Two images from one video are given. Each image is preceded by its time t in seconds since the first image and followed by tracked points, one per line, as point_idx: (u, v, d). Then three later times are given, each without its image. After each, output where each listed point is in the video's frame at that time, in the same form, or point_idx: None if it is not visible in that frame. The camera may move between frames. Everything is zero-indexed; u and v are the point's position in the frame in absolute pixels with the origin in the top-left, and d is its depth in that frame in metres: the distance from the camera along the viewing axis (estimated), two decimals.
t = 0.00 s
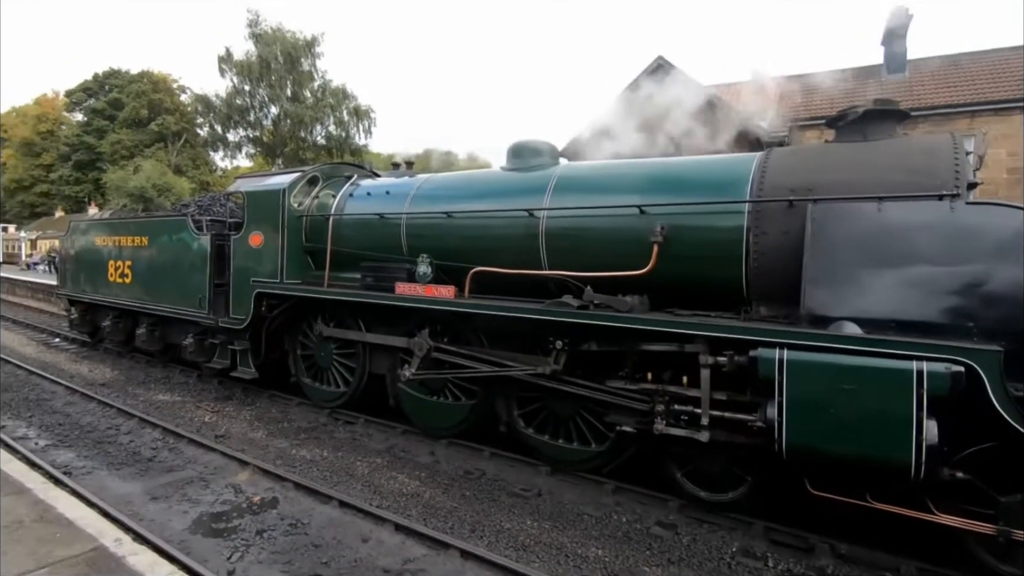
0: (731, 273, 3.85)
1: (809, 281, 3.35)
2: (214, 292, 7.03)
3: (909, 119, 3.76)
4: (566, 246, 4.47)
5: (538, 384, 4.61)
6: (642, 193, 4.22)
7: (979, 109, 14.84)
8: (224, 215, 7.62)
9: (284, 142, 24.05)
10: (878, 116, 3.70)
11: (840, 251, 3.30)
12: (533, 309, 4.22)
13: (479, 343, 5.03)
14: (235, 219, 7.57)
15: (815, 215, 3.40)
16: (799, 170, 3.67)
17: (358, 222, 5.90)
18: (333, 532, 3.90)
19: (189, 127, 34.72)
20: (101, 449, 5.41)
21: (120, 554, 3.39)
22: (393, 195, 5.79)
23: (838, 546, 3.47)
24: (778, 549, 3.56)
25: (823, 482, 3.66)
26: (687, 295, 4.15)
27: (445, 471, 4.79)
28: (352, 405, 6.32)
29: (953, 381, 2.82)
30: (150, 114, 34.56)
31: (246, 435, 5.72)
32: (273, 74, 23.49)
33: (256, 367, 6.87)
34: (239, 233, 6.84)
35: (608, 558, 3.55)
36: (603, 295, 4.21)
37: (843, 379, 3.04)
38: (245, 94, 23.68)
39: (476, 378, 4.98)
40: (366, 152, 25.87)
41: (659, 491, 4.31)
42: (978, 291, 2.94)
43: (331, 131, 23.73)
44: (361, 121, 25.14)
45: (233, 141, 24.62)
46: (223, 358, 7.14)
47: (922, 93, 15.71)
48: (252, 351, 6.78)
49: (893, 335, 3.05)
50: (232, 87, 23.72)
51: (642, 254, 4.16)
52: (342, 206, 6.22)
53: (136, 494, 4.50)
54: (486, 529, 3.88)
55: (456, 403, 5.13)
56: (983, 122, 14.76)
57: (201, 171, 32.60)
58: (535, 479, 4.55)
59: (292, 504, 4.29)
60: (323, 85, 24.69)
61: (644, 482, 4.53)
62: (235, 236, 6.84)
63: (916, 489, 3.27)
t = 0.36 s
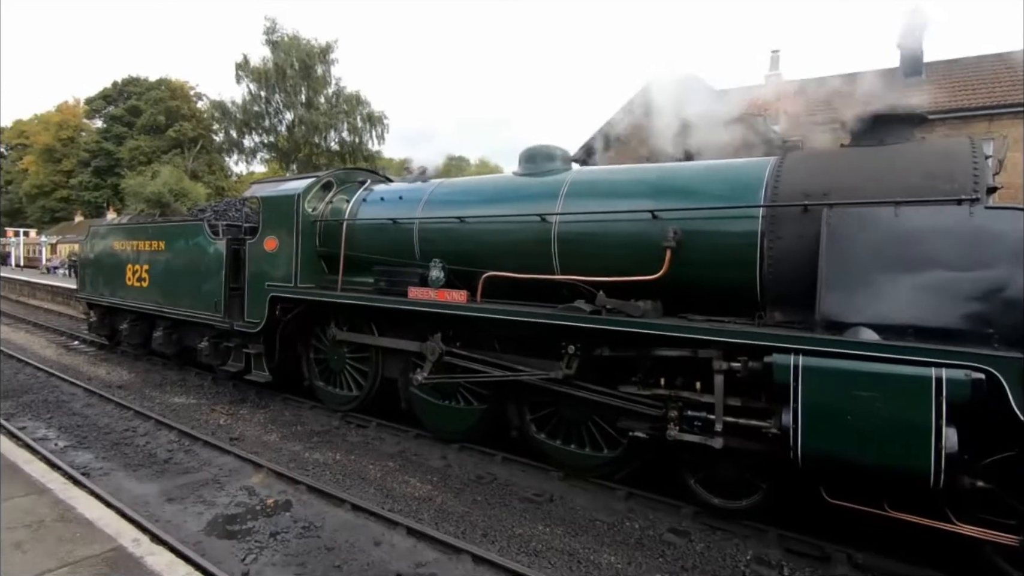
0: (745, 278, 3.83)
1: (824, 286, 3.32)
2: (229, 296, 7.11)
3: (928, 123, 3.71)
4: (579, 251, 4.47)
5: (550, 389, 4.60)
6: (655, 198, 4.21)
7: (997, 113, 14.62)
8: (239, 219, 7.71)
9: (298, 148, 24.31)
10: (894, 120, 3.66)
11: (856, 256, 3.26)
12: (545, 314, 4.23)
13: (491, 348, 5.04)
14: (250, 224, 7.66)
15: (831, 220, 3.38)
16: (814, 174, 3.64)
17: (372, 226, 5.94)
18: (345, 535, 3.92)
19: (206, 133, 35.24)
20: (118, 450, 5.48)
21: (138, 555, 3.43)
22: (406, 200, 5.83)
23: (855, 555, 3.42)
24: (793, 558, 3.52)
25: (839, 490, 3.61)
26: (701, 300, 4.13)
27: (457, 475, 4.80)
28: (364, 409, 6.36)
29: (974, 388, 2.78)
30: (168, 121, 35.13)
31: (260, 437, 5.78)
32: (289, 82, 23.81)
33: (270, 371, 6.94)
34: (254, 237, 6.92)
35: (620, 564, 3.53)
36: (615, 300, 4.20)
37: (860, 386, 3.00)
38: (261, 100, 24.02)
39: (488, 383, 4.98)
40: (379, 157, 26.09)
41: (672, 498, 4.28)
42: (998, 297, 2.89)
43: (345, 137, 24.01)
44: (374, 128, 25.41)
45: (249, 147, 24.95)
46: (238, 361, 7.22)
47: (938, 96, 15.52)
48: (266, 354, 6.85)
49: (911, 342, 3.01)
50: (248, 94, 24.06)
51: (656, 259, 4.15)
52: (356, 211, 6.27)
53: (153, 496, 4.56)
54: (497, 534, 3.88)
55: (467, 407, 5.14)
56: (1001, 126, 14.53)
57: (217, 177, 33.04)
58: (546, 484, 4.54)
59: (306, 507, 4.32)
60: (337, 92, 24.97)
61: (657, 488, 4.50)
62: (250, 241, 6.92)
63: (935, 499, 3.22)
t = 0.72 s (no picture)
0: (758, 281, 3.80)
1: (839, 289, 3.29)
2: (243, 298, 7.19)
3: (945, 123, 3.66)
4: (590, 254, 4.47)
5: (562, 392, 4.59)
6: (667, 200, 4.20)
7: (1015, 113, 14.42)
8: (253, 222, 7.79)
9: (311, 152, 24.55)
10: (911, 121, 3.61)
11: (872, 258, 3.23)
12: (557, 317, 4.23)
13: (503, 350, 5.04)
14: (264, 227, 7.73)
15: (846, 221, 3.34)
16: (829, 176, 3.61)
17: (384, 229, 5.98)
18: (358, 536, 3.93)
19: (220, 138, 35.70)
20: (135, 450, 5.56)
21: (155, 553, 3.47)
22: (418, 203, 5.86)
23: (871, 561, 3.37)
24: (808, 563, 3.48)
25: (855, 495, 3.57)
26: (714, 302, 4.10)
27: (469, 477, 4.80)
28: (376, 411, 6.39)
29: (994, 391, 2.73)
30: (184, 125, 35.60)
31: (274, 438, 5.82)
32: (304, 86, 24.08)
33: (283, 372, 7.00)
34: (268, 240, 7.00)
35: (632, 568, 3.51)
36: (627, 302, 4.19)
37: (876, 390, 2.96)
38: (275, 105, 24.30)
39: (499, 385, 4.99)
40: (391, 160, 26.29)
41: (685, 501, 4.25)
42: (1018, 300, 2.84)
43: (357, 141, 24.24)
44: (387, 131, 25.63)
45: (263, 151, 25.22)
46: (251, 363, 7.29)
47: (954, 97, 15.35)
48: (280, 355, 6.91)
49: (928, 345, 2.97)
50: (262, 98, 24.35)
51: (668, 261, 4.13)
52: (369, 214, 6.31)
53: (169, 495, 4.62)
54: (509, 536, 3.87)
55: (479, 409, 5.14)
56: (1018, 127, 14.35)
57: (231, 180, 33.43)
58: (558, 487, 4.53)
59: (319, 508, 4.34)
60: (350, 96, 25.21)
61: (669, 492, 4.47)
62: (264, 243, 6.99)
63: (954, 504, 3.16)
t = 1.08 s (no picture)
0: (775, 282, 3.77)
1: (857, 290, 3.25)
2: (260, 300, 7.28)
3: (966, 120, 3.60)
4: (604, 255, 4.46)
5: (576, 394, 4.58)
6: (682, 201, 4.17)
7: None
8: (270, 225, 7.87)
9: (327, 156, 24.80)
10: (930, 119, 3.55)
11: (890, 259, 3.18)
12: (571, 318, 4.23)
13: (517, 351, 5.05)
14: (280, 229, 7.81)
15: (864, 222, 3.30)
16: (846, 175, 3.56)
17: (398, 231, 6.02)
18: (373, 537, 3.96)
19: (237, 142, 36.17)
20: (155, 450, 5.65)
21: (178, 550, 3.50)
22: (432, 205, 5.89)
23: (892, 566, 3.32)
24: (826, 568, 3.43)
25: (874, 498, 3.52)
26: (730, 302, 4.07)
27: (483, 479, 4.81)
28: (391, 412, 6.43)
29: (1018, 394, 2.67)
30: (202, 130, 36.09)
31: (290, 439, 5.88)
32: (320, 91, 24.35)
33: (299, 374, 7.07)
34: (284, 243, 7.07)
35: (647, 571, 3.49)
36: (642, 303, 4.17)
37: (896, 392, 2.92)
38: (291, 109, 24.58)
39: (513, 387, 4.99)
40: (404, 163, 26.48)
41: (701, 504, 4.22)
42: None
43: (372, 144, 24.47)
44: (400, 134, 25.83)
45: (278, 155, 25.52)
46: (268, 364, 7.37)
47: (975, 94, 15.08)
48: (296, 357, 6.98)
49: (949, 347, 2.93)
50: (279, 102, 24.64)
51: (683, 262, 4.11)
52: (383, 217, 6.36)
53: (188, 494, 4.69)
54: (523, 538, 3.88)
55: (493, 410, 5.15)
56: None
57: (247, 184, 33.85)
58: (572, 489, 4.52)
59: (335, 508, 4.38)
60: (364, 99, 25.42)
61: (685, 494, 4.44)
62: (280, 246, 7.07)
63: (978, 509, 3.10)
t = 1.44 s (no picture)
0: (792, 286, 3.73)
1: (877, 295, 3.21)
2: (277, 306, 7.37)
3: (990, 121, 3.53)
4: (619, 260, 4.45)
5: (591, 400, 4.57)
6: (697, 206, 4.15)
7: None
8: (287, 232, 7.97)
9: (342, 163, 25.10)
10: (950, 121, 3.49)
11: (911, 263, 3.13)
12: (586, 324, 4.22)
13: (531, 357, 5.05)
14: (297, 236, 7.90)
15: (883, 226, 3.26)
16: (865, 179, 3.52)
17: (413, 238, 6.06)
18: (389, 542, 3.98)
19: (254, 150, 36.75)
20: (175, 454, 5.74)
21: (197, 553, 3.55)
22: (447, 211, 5.93)
23: None
24: None
25: (897, 507, 3.45)
26: (746, 307, 4.03)
27: (498, 485, 4.80)
28: (406, 417, 6.46)
29: None
30: (220, 139, 36.66)
31: (307, 444, 5.94)
32: (335, 99, 24.66)
33: (315, 379, 7.13)
34: (301, 249, 7.16)
35: None
36: (657, 309, 4.15)
37: (918, 399, 2.87)
38: (307, 117, 24.91)
39: (527, 393, 4.99)
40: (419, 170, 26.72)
41: (718, 512, 4.17)
42: None
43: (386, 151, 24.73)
44: (415, 141, 26.08)
45: (295, 162, 25.86)
46: (285, 369, 7.46)
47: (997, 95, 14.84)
48: (312, 362, 7.05)
49: (972, 353, 2.88)
50: (295, 110, 24.98)
51: (698, 267, 4.09)
52: (398, 223, 6.40)
53: (207, 498, 4.75)
54: (538, 544, 3.87)
55: (507, 416, 5.14)
56: None
57: (264, 191, 34.34)
58: (588, 495, 4.50)
59: (351, 512, 4.41)
60: (379, 107, 25.68)
61: (702, 501, 4.39)
62: (297, 253, 7.14)
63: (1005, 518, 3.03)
